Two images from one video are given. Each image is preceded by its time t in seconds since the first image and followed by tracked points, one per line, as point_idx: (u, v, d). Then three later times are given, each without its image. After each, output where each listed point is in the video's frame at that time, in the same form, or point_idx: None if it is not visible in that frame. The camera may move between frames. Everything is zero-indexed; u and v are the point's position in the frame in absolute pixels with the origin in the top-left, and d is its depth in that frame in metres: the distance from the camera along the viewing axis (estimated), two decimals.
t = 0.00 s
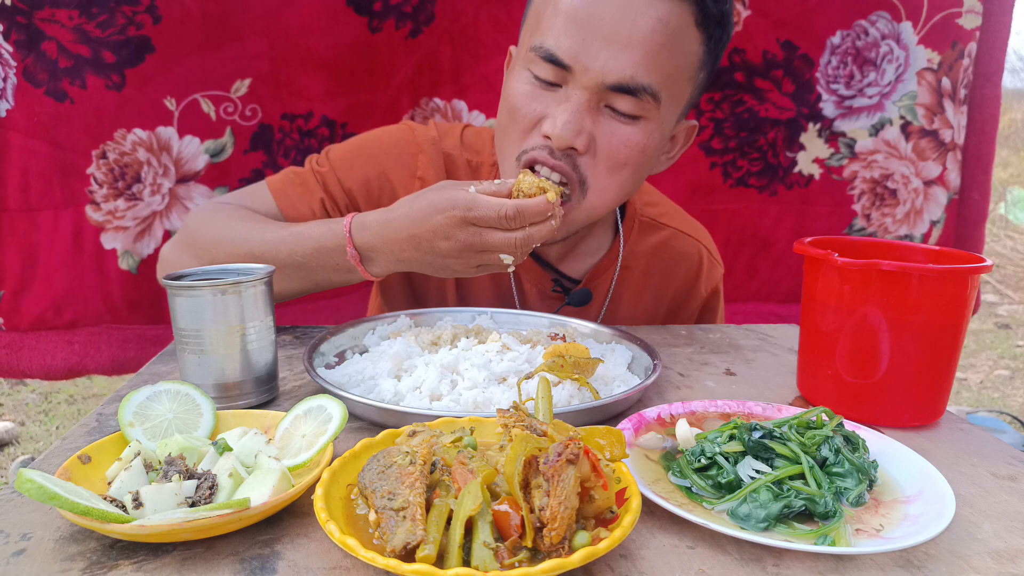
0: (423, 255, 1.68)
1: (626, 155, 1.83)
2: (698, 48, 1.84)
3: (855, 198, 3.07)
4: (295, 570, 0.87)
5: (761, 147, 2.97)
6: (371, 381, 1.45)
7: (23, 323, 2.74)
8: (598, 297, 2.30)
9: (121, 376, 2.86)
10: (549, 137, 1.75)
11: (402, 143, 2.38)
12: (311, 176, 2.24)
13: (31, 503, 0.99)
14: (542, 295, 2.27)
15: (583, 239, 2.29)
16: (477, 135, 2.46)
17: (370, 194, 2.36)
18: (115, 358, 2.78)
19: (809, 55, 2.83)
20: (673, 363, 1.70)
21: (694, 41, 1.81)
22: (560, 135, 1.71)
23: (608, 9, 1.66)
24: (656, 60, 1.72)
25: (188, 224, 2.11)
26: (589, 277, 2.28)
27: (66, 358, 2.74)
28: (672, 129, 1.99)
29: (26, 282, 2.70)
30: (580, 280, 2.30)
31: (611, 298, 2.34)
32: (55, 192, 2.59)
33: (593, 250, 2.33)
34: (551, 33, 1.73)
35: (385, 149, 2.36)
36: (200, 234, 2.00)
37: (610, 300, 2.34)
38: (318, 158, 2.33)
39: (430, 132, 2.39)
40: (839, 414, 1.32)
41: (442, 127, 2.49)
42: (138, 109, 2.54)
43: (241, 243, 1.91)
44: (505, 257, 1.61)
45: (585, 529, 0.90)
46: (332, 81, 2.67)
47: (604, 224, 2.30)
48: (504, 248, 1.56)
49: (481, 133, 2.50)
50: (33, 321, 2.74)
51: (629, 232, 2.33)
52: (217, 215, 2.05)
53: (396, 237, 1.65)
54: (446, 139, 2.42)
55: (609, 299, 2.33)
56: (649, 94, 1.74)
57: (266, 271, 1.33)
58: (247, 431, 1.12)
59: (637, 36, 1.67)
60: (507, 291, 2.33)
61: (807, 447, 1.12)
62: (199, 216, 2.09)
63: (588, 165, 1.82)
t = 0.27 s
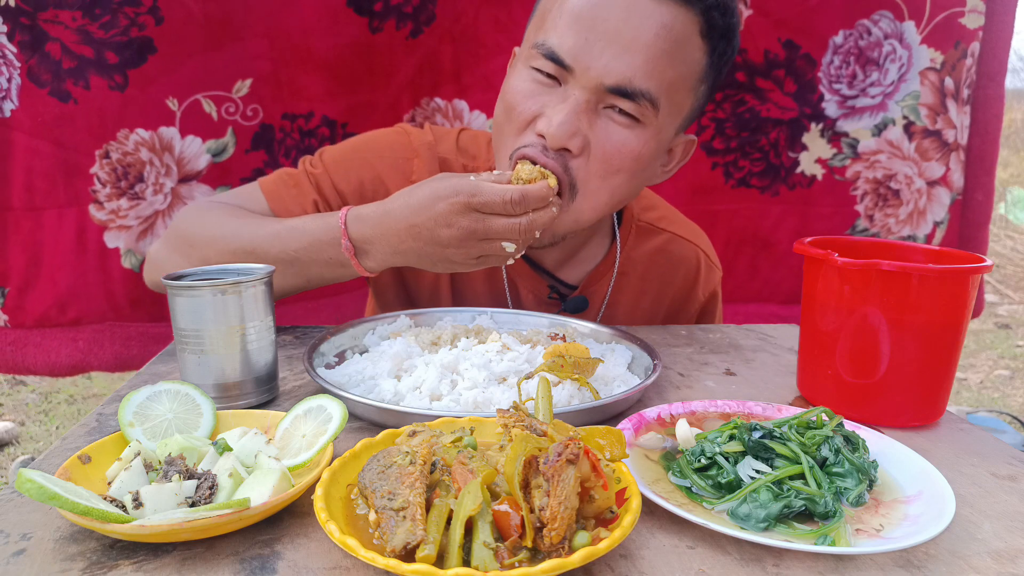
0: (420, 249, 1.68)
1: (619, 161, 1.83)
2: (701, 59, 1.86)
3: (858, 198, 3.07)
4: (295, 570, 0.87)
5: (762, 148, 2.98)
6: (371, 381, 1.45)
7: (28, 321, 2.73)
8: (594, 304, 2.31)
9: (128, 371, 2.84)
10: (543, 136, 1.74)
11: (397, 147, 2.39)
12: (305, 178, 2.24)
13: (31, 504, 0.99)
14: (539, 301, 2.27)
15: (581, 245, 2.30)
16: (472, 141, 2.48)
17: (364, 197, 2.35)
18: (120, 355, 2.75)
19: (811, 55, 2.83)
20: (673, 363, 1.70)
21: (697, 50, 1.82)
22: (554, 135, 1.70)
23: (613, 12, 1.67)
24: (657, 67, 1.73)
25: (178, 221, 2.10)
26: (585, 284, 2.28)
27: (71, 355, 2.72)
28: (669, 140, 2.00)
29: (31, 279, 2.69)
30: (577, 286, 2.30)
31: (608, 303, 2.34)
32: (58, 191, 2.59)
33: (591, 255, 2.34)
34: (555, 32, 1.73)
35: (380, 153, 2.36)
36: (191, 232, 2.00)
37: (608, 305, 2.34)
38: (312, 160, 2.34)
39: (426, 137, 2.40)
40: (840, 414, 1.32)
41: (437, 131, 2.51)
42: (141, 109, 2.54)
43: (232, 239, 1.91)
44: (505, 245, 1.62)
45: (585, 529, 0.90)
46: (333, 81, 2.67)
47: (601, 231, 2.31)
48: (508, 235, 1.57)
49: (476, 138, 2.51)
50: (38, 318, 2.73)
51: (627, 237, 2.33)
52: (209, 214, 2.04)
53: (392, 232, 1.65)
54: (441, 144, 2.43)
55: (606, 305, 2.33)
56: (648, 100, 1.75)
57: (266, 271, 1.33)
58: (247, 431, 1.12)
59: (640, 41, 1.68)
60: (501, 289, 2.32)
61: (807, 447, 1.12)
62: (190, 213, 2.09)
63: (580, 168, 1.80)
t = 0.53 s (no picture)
0: (415, 246, 1.67)
1: (614, 175, 1.82)
2: (704, 77, 1.85)
3: (863, 199, 3.07)
4: (295, 569, 0.87)
5: (766, 148, 2.98)
6: (371, 382, 1.45)
7: (28, 320, 2.73)
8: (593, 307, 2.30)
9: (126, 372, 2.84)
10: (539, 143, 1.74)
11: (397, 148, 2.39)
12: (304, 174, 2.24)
13: (31, 504, 0.99)
14: (539, 302, 2.26)
15: (581, 246, 2.30)
16: (473, 141, 2.47)
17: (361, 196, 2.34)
18: (119, 355, 2.76)
19: (815, 54, 2.83)
20: (672, 363, 1.70)
21: (700, 69, 1.82)
22: (549, 144, 1.70)
23: (617, 24, 1.67)
24: (658, 84, 1.72)
25: (176, 216, 2.09)
26: (585, 287, 2.28)
27: (69, 355, 2.73)
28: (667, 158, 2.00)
29: (31, 279, 2.69)
30: (577, 289, 2.30)
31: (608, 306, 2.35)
32: (58, 191, 2.59)
33: (591, 258, 2.34)
34: (558, 40, 1.72)
35: (380, 152, 2.36)
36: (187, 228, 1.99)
37: (608, 308, 2.34)
38: (311, 158, 2.33)
39: (426, 137, 2.42)
40: (839, 414, 1.32)
41: (439, 132, 2.52)
42: (141, 109, 2.54)
43: (225, 232, 1.91)
44: (497, 245, 1.63)
45: (585, 529, 0.90)
46: (332, 81, 2.67)
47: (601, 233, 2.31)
48: (499, 234, 1.58)
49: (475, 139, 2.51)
50: (38, 318, 2.73)
51: (627, 241, 2.33)
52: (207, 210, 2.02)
53: (386, 229, 1.65)
54: (441, 144, 2.43)
55: (606, 308, 2.33)
56: (647, 116, 1.74)
57: (266, 271, 1.33)
58: (247, 431, 1.12)
59: (643, 56, 1.68)
60: (501, 288, 2.32)
61: (808, 447, 1.12)
62: (187, 208, 2.08)
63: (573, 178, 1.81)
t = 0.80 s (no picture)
0: (401, 258, 1.68)
1: (608, 176, 1.84)
2: (704, 83, 1.85)
3: (869, 200, 3.08)
4: (295, 570, 0.87)
5: (772, 148, 2.97)
6: (370, 382, 1.45)
7: (25, 321, 2.75)
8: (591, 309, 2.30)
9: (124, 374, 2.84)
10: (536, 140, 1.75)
11: (394, 150, 2.39)
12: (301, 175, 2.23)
13: (30, 504, 0.99)
14: (537, 303, 2.27)
15: (579, 246, 2.29)
16: (472, 142, 2.47)
17: (359, 198, 2.35)
18: (116, 357, 2.76)
19: (821, 53, 2.83)
20: (673, 363, 1.70)
21: (700, 75, 1.81)
22: (545, 141, 1.71)
23: (620, 25, 1.66)
24: (657, 88, 1.72)
25: (173, 221, 2.09)
26: (582, 289, 2.28)
27: (66, 356, 2.73)
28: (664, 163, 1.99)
29: (28, 279, 2.70)
30: (575, 291, 2.30)
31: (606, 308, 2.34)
32: (56, 191, 2.60)
33: (589, 259, 2.33)
34: (561, 38, 1.72)
35: (378, 154, 2.37)
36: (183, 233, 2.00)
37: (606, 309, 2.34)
38: (309, 159, 2.33)
39: (424, 138, 2.42)
40: (839, 414, 1.32)
41: (437, 134, 2.51)
42: (139, 109, 2.54)
43: (218, 241, 1.90)
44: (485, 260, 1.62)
45: (585, 529, 0.90)
46: (332, 81, 2.67)
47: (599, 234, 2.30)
48: (483, 251, 1.57)
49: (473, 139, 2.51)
50: (36, 318, 2.75)
51: (625, 243, 2.33)
52: (205, 214, 2.03)
53: (372, 239, 1.64)
54: (439, 145, 2.43)
55: (605, 310, 2.32)
56: (644, 119, 1.73)
57: (266, 271, 1.33)
58: (247, 431, 1.12)
59: (643, 60, 1.67)
60: (499, 290, 2.32)
61: (807, 447, 1.12)
62: (183, 212, 2.09)
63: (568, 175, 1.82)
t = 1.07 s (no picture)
0: (369, 272, 1.67)
1: (614, 157, 1.83)
2: (707, 62, 1.86)
3: (875, 201, 3.07)
4: (295, 570, 0.87)
5: (779, 148, 2.97)
6: (370, 382, 1.45)
7: (21, 324, 2.76)
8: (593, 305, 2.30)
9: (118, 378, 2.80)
10: (541, 123, 1.75)
11: (396, 147, 2.38)
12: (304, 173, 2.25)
13: (30, 504, 0.99)
14: (539, 300, 2.27)
15: (581, 244, 2.32)
16: (474, 140, 2.45)
17: (361, 198, 2.35)
18: (110, 360, 2.73)
19: (827, 51, 2.83)
20: (672, 363, 1.70)
21: (703, 53, 1.82)
22: (552, 122, 1.71)
23: (622, 7, 1.69)
24: (662, 66, 1.74)
25: (175, 223, 2.10)
26: (585, 285, 2.28)
27: (62, 359, 2.72)
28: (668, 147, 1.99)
29: (24, 280, 2.72)
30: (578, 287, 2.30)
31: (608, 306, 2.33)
32: (52, 192, 2.60)
33: (590, 255, 2.35)
34: (564, 22, 1.74)
35: (379, 151, 2.36)
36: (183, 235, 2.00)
37: (608, 306, 2.33)
38: (312, 157, 2.35)
39: (426, 136, 2.40)
40: (838, 414, 1.33)
41: (440, 132, 2.50)
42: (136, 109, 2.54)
43: (213, 242, 1.92)
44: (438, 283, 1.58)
45: (585, 529, 0.90)
46: (331, 81, 2.67)
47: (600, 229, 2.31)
48: (431, 274, 1.53)
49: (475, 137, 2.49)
50: (31, 321, 2.75)
51: (627, 238, 2.33)
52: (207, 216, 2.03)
53: (341, 254, 1.64)
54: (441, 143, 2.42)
55: (606, 306, 2.32)
56: (649, 95, 1.75)
57: (266, 271, 1.33)
58: (247, 431, 1.12)
59: (646, 37, 1.69)
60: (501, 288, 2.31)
61: (808, 447, 1.12)
62: (184, 213, 2.09)
63: (572, 158, 1.81)
